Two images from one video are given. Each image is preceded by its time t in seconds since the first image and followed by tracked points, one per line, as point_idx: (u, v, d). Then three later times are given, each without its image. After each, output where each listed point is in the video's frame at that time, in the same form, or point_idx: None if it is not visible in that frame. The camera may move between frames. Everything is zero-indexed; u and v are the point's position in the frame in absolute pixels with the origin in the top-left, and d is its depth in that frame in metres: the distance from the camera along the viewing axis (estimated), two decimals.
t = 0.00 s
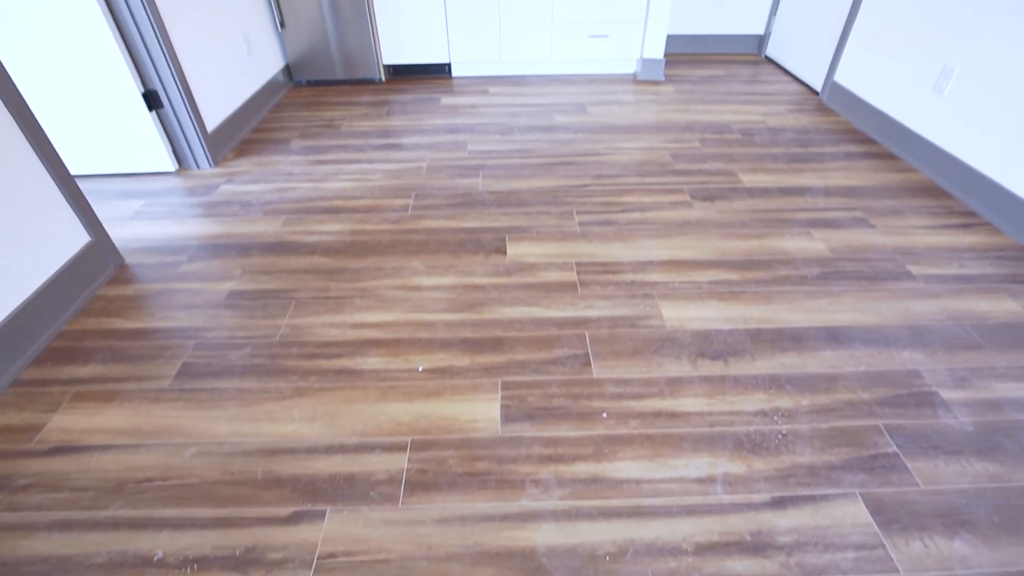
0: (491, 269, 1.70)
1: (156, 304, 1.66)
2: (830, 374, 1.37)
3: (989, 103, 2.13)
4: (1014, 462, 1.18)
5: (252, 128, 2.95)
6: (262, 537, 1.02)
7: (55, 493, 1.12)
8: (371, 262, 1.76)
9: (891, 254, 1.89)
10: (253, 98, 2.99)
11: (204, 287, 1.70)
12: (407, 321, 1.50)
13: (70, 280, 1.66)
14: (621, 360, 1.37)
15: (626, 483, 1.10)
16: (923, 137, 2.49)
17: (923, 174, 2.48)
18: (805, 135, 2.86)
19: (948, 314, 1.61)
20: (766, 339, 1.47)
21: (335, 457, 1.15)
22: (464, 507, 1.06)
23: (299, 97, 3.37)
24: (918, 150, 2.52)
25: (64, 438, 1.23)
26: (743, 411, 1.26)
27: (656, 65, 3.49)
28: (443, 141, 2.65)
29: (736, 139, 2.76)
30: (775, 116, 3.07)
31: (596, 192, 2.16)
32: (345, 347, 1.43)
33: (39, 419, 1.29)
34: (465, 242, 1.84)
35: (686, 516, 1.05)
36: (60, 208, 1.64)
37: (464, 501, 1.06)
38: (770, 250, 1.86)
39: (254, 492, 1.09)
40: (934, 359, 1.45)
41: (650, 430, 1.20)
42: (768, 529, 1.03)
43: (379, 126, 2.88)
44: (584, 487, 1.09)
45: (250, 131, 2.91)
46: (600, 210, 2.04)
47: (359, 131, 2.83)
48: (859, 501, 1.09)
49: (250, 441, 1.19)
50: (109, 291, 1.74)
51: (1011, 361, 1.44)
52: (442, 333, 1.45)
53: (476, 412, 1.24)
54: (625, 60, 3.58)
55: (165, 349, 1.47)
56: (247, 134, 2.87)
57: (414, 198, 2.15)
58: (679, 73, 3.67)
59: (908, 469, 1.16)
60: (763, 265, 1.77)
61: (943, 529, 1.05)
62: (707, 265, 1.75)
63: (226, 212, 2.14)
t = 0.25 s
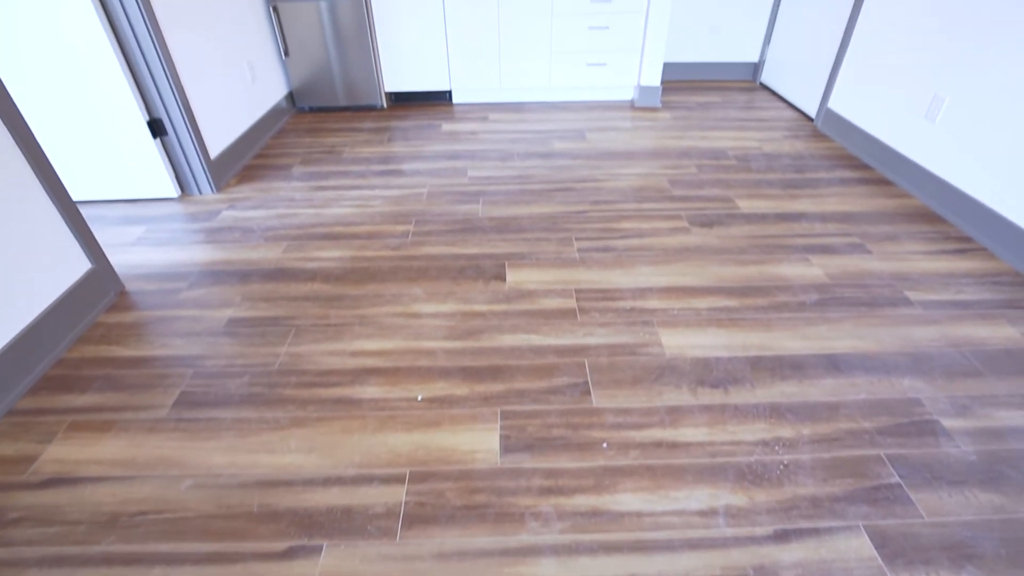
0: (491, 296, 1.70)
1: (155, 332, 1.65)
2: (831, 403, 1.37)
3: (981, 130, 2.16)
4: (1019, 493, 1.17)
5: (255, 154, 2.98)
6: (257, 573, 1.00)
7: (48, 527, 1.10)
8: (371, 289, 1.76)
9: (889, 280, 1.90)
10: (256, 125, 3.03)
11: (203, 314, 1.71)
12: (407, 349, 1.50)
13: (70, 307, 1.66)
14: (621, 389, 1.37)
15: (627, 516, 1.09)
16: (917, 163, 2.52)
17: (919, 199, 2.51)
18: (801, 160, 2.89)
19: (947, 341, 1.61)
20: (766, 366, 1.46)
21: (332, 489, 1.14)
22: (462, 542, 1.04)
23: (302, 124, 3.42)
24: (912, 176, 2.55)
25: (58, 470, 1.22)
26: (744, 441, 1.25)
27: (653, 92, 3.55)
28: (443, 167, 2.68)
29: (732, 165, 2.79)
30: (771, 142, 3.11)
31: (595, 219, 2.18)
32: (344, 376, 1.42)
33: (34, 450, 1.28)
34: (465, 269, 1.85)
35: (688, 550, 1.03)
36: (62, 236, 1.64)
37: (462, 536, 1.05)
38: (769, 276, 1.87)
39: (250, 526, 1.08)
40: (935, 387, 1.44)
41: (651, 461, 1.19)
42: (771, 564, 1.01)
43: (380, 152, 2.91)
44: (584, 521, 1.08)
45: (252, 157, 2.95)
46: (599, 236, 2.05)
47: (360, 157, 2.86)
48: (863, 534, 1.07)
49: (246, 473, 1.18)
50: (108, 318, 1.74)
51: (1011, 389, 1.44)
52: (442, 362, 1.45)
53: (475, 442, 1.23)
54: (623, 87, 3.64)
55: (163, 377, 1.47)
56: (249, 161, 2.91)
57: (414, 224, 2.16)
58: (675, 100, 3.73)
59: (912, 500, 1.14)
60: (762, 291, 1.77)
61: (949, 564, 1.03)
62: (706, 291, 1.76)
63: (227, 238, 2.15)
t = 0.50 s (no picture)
0: (490, 320, 1.71)
1: (154, 356, 1.65)
2: (831, 427, 1.36)
3: (975, 154, 2.19)
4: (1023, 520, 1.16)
5: (256, 177, 3.01)
6: None
7: (41, 556, 1.09)
8: (370, 313, 1.76)
9: (887, 303, 1.90)
10: (258, 148, 3.06)
11: (202, 338, 1.70)
12: (406, 374, 1.49)
13: (69, 331, 1.66)
14: (620, 414, 1.36)
15: (628, 545, 1.07)
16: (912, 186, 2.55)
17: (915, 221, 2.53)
18: (797, 183, 2.92)
19: (946, 364, 1.61)
20: (766, 391, 1.46)
21: (330, 518, 1.13)
22: (461, 572, 1.03)
23: (303, 147, 3.45)
24: (907, 198, 2.58)
25: (52, 497, 1.21)
26: (745, 467, 1.24)
27: (651, 115, 3.60)
28: (443, 190, 2.71)
29: (730, 188, 2.81)
30: (767, 164, 3.14)
31: (594, 241, 2.19)
32: (343, 401, 1.42)
33: (29, 476, 1.27)
34: (464, 292, 1.85)
35: None
36: (63, 260, 1.65)
37: (461, 566, 1.04)
38: (767, 299, 1.87)
39: (246, 555, 1.07)
40: (935, 411, 1.44)
41: (651, 488, 1.18)
42: None
43: (381, 175, 2.94)
44: (584, 550, 1.06)
45: (254, 180, 2.97)
46: (598, 259, 2.06)
47: (360, 180, 2.89)
48: (867, 563, 1.06)
49: (243, 501, 1.17)
50: (107, 342, 1.74)
51: (1012, 413, 1.43)
52: (441, 386, 1.44)
53: (474, 469, 1.22)
54: (620, 111, 3.69)
55: (161, 402, 1.46)
56: (250, 183, 2.93)
57: (414, 247, 2.17)
58: (673, 123, 3.78)
59: (915, 528, 1.13)
60: (761, 314, 1.78)
61: None
62: (705, 314, 1.76)
63: (228, 260, 2.16)
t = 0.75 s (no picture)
0: (489, 346, 1.70)
1: (151, 383, 1.64)
2: (833, 456, 1.35)
3: (968, 181, 2.22)
4: None
5: (257, 202, 3.03)
6: None
7: None
8: (369, 339, 1.76)
9: (885, 329, 1.90)
10: (259, 174, 3.09)
11: (201, 365, 1.70)
12: (404, 401, 1.49)
13: (67, 358, 1.65)
14: (620, 443, 1.35)
15: None
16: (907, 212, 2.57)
17: (911, 246, 2.54)
18: (794, 208, 2.95)
19: (946, 391, 1.61)
20: (766, 419, 1.46)
21: (326, 550, 1.11)
22: None
23: (304, 172, 3.49)
24: (903, 224, 2.60)
25: (45, 529, 1.19)
26: (746, 497, 1.23)
27: (648, 141, 3.65)
28: (443, 216, 2.73)
29: (727, 213, 2.84)
30: (764, 190, 3.18)
31: (593, 267, 2.20)
32: (341, 429, 1.41)
33: (20, 507, 1.25)
34: (464, 318, 1.85)
35: None
36: (63, 286, 1.66)
37: None
38: (766, 325, 1.88)
39: None
40: (937, 439, 1.43)
41: (652, 519, 1.17)
42: None
43: (381, 200, 2.97)
44: None
45: (254, 205, 2.99)
46: (597, 285, 2.07)
47: (361, 205, 2.91)
48: None
49: (238, 533, 1.15)
50: (104, 369, 1.73)
51: (1014, 441, 1.43)
52: (440, 415, 1.44)
53: (473, 500, 1.21)
54: (618, 137, 3.74)
55: (158, 430, 1.45)
56: (251, 208, 2.95)
57: (413, 273, 2.18)
58: (670, 149, 3.83)
59: (920, 561, 1.12)
60: (759, 341, 1.78)
61: None
62: (704, 341, 1.76)
63: (227, 286, 2.17)
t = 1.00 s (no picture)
0: (488, 370, 1.70)
1: (149, 407, 1.64)
2: (834, 482, 1.34)
3: (964, 203, 2.24)
4: None
5: (258, 223, 3.05)
6: None
7: None
8: (368, 362, 1.76)
9: (884, 351, 1.91)
10: (260, 195, 3.12)
11: (199, 389, 1.69)
12: (403, 426, 1.48)
13: (65, 381, 1.65)
14: (620, 468, 1.35)
15: None
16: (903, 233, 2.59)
17: (908, 267, 2.56)
18: (791, 229, 2.97)
19: (947, 414, 1.60)
20: (767, 443, 1.45)
21: None
22: None
23: (305, 193, 3.51)
24: (900, 245, 2.62)
25: (38, 558, 1.18)
26: (748, 524, 1.22)
27: (646, 163, 3.69)
28: (442, 237, 2.74)
29: (725, 234, 2.86)
30: (761, 211, 3.20)
31: (592, 289, 2.21)
32: (339, 454, 1.40)
33: (13, 535, 1.24)
34: (463, 341, 1.85)
35: None
36: (62, 309, 1.66)
37: None
38: (765, 347, 1.88)
39: None
40: (938, 464, 1.42)
41: (652, 547, 1.16)
42: None
43: (381, 222, 2.98)
44: None
45: (255, 226, 3.01)
46: (595, 307, 2.08)
47: (361, 227, 2.93)
48: None
49: (234, 562, 1.14)
50: (102, 392, 1.73)
51: (1016, 466, 1.42)
52: (438, 440, 1.43)
53: (471, 527, 1.19)
54: (616, 159, 3.78)
55: (154, 456, 1.44)
56: (252, 230, 2.97)
57: (413, 295, 2.19)
58: (667, 170, 3.86)
59: None
60: (759, 363, 1.78)
61: None
62: (703, 364, 1.76)
63: (227, 308, 2.17)
